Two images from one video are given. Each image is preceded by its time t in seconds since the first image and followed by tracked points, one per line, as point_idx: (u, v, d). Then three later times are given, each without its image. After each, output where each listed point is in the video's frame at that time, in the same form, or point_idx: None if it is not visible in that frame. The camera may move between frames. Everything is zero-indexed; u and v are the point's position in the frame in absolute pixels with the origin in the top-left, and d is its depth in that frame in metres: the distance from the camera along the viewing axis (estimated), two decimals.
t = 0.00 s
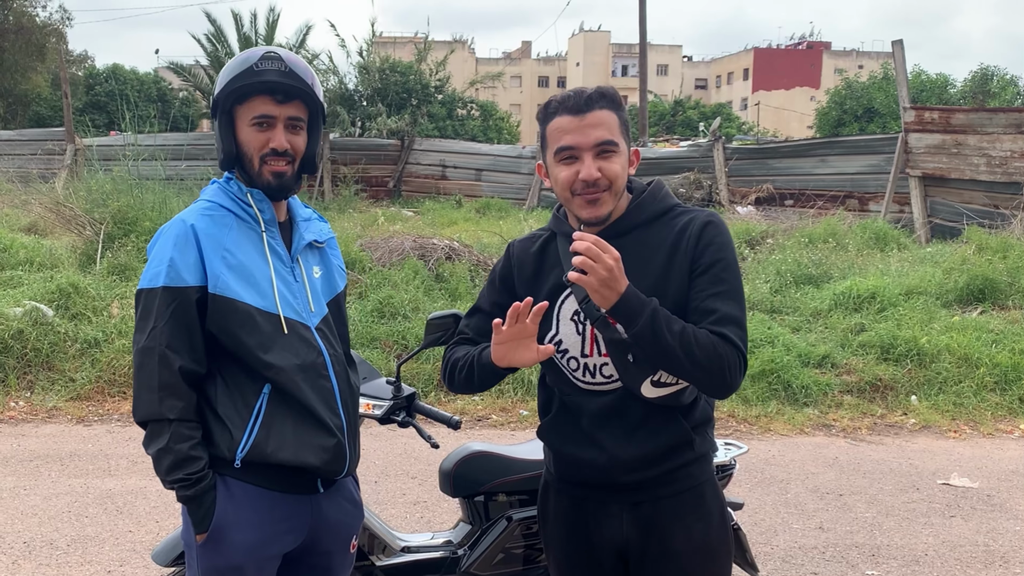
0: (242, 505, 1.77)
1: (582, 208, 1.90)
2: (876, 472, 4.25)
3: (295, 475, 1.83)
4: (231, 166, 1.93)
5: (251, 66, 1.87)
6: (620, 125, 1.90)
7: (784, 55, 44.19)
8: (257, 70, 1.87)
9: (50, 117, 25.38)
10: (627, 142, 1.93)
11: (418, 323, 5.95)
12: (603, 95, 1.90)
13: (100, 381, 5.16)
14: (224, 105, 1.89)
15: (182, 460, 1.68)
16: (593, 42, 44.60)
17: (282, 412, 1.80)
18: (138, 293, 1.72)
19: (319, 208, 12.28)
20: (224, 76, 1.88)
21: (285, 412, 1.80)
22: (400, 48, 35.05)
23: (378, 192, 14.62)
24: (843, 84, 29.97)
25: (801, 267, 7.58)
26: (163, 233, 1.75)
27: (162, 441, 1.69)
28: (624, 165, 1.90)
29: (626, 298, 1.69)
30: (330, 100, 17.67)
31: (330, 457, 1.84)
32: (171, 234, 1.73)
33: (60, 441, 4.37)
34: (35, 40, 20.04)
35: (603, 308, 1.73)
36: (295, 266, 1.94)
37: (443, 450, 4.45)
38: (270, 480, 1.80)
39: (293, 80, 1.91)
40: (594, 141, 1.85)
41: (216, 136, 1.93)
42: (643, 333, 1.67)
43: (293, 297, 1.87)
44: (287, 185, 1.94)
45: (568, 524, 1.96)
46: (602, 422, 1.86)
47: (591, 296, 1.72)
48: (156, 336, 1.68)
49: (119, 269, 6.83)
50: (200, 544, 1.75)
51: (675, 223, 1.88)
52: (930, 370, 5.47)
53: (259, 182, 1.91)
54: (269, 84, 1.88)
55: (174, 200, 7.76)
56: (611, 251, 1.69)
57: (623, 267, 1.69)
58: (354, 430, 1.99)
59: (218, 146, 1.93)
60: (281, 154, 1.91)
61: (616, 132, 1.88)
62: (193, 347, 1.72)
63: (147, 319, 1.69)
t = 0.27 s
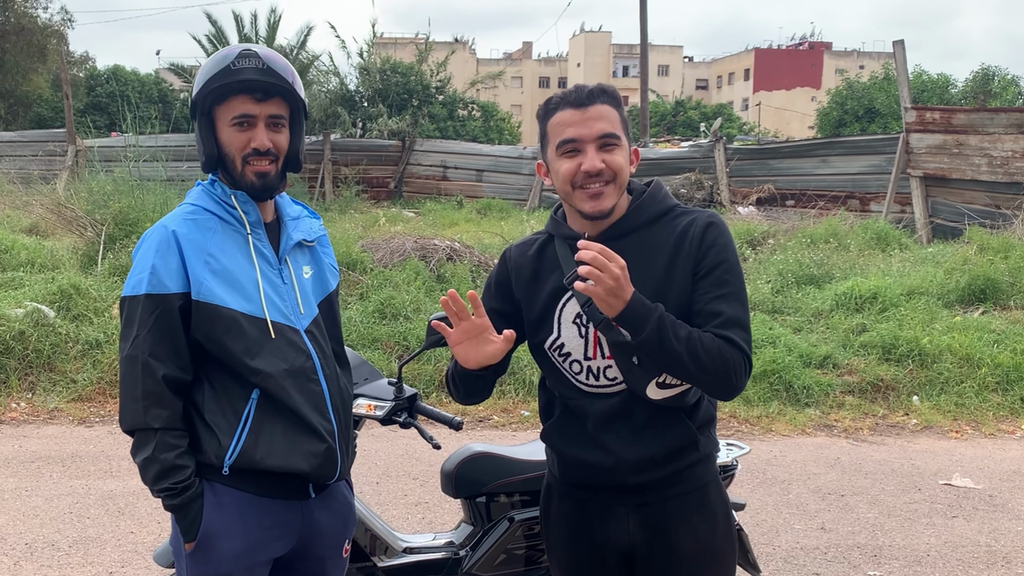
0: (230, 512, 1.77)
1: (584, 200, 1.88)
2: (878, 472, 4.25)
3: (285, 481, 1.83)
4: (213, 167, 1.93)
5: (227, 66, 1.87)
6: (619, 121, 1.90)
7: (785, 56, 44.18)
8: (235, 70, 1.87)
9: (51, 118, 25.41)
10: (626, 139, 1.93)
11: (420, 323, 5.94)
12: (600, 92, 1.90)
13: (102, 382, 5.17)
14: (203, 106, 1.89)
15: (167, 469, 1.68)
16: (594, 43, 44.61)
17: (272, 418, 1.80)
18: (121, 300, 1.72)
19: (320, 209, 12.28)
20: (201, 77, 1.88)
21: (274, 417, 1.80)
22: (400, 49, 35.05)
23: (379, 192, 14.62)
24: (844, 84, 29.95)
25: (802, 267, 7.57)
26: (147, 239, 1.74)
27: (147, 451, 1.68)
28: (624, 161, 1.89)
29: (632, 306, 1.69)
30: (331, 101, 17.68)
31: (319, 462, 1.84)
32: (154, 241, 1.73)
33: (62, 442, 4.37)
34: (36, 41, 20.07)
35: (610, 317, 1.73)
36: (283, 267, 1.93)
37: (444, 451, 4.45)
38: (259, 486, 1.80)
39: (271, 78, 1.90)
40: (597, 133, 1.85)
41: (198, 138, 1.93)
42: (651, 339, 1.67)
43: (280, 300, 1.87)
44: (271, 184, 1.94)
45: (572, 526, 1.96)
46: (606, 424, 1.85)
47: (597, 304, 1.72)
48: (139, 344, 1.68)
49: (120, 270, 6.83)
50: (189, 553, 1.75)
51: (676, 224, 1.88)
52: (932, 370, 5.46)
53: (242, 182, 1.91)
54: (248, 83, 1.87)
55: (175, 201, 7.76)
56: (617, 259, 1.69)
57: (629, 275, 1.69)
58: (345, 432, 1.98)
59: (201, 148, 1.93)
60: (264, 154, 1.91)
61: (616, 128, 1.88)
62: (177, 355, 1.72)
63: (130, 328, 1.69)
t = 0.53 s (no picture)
0: (229, 515, 1.77)
1: (587, 197, 1.88)
2: (880, 472, 4.24)
3: (283, 483, 1.83)
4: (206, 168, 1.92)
5: (224, 67, 1.86)
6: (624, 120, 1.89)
7: (787, 56, 44.13)
8: (232, 71, 1.86)
9: (53, 118, 25.44)
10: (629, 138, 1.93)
11: (422, 323, 5.94)
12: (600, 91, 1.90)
13: (104, 382, 5.17)
14: (197, 106, 1.88)
15: (165, 474, 1.68)
16: (596, 42, 44.59)
17: (269, 420, 1.80)
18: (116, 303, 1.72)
19: (323, 208, 12.28)
20: (196, 77, 1.88)
21: (271, 419, 1.80)
22: (402, 49, 35.05)
23: (381, 192, 14.61)
24: (846, 84, 29.91)
25: (804, 267, 7.56)
26: (142, 241, 1.74)
27: (145, 456, 1.68)
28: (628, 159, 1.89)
29: (635, 303, 1.69)
30: (333, 101, 17.67)
31: (317, 463, 1.84)
32: (149, 243, 1.72)
33: (64, 442, 4.37)
34: (39, 41, 20.09)
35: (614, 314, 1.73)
36: (277, 268, 1.93)
37: (446, 451, 4.45)
38: (257, 488, 1.80)
39: (268, 79, 1.90)
40: (601, 130, 1.85)
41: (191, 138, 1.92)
42: (654, 336, 1.67)
43: (275, 300, 1.86)
44: (267, 185, 1.94)
45: (574, 525, 1.95)
46: (610, 423, 1.84)
47: (600, 301, 1.72)
48: (134, 348, 1.68)
49: (123, 270, 6.84)
50: (187, 557, 1.76)
51: (681, 224, 1.88)
52: (934, 370, 5.45)
53: (237, 183, 1.91)
54: (245, 84, 1.87)
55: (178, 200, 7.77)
56: (620, 256, 1.69)
57: (632, 271, 1.69)
58: (341, 433, 1.99)
59: (195, 148, 1.92)
60: (259, 156, 1.91)
61: (619, 126, 1.88)
62: (173, 358, 1.72)
63: (125, 332, 1.69)
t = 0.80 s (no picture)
0: (231, 513, 1.77)
1: (591, 188, 1.87)
2: (883, 472, 4.22)
3: (284, 481, 1.83)
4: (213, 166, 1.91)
5: (240, 68, 1.86)
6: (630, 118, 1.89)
7: (792, 55, 44.02)
8: (247, 72, 1.86)
9: (57, 115, 25.47)
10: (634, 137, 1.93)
11: (425, 321, 5.94)
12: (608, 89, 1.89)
13: (107, 379, 5.18)
14: (206, 105, 1.86)
15: (167, 474, 1.67)
16: (600, 41, 44.53)
17: (270, 419, 1.80)
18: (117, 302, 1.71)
19: (326, 206, 12.29)
20: (209, 76, 1.86)
21: (273, 418, 1.80)
22: (406, 46, 35.04)
23: (385, 190, 14.61)
24: (851, 83, 29.82)
25: (808, 267, 7.54)
26: (144, 240, 1.73)
27: (146, 456, 1.68)
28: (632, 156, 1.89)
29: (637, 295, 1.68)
30: (337, 98, 17.67)
31: (318, 461, 1.84)
32: (152, 242, 1.72)
33: (67, 438, 4.37)
34: (44, 38, 20.12)
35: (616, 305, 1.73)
36: (276, 267, 1.93)
37: (448, 449, 4.45)
38: (259, 487, 1.80)
39: (283, 81, 1.91)
40: (606, 123, 1.85)
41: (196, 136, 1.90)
42: (655, 329, 1.67)
43: (275, 300, 1.86)
44: (275, 185, 1.95)
45: (571, 523, 1.94)
46: (609, 420, 1.83)
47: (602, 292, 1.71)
48: (136, 348, 1.67)
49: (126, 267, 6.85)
50: (190, 556, 1.75)
51: (682, 223, 1.87)
52: (938, 370, 5.43)
53: (245, 182, 1.91)
54: (260, 85, 1.88)
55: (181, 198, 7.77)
56: (624, 248, 1.68)
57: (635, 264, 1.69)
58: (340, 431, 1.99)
59: (199, 145, 1.90)
60: (271, 158, 1.92)
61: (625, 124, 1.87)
62: (175, 358, 1.72)
63: (126, 333, 1.68)
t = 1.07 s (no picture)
0: (237, 504, 1.77)
1: (596, 179, 1.85)
2: (887, 469, 4.20)
3: (291, 471, 1.83)
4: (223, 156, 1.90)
5: (258, 60, 1.84)
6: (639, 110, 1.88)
7: (801, 50, 43.77)
8: (264, 65, 1.85)
9: (65, 105, 25.49)
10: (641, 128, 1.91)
11: (430, 314, 5.93)
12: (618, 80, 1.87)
13: (112, 368, 5.19)
14: (221, 96, 1.84)
15: (174, 464, 1.67)
16: (609, 34, 44.34)
17: (277, 410, 1.79)
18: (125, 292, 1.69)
19: (333, 198, 12.29)
20: (225, 67, 1.84)
21: (280, 409, 1.80)
22: (414, 39, 34.97)
23: (391, 183, 14.59)
24: (860, 79, 29.63)
25: (815, 262, 7.50)
26: (153, 229, 1.72)
27: (154, 446, 1.67)
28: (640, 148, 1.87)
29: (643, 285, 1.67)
30: (344, 90, 17.64)
31: (325, 453, 1.84)
32: (160, 232, 1.71)
33: (72, 428, 4.39)
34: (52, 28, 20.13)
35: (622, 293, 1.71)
36: (282, 259, 1.92)
37: (452, 442, 4.45)
38: (265, 477, 1.80)
39: (299, 73, 1.90)
40: (613, 115, 1.83)
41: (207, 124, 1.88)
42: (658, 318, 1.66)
43: (281, 291, 1.86)
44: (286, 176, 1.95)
45: (571, 518, 1.93)
46: (611, 413, 1.82)
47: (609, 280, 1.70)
48: (144, 339, 1.66)
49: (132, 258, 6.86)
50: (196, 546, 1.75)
51: (686, 217, 1.86)
52: (944, 367, 5.41)
53: (256, 173, 1.90)
54: (278, 79, 1.87)
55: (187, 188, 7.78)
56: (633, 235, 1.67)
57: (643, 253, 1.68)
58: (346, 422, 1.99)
59: (209, 134, 1.88)
60: (284, 151, 1.91)
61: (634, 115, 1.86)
62: (183, 349, 1.70)
63: (134, 323, 1.67)
